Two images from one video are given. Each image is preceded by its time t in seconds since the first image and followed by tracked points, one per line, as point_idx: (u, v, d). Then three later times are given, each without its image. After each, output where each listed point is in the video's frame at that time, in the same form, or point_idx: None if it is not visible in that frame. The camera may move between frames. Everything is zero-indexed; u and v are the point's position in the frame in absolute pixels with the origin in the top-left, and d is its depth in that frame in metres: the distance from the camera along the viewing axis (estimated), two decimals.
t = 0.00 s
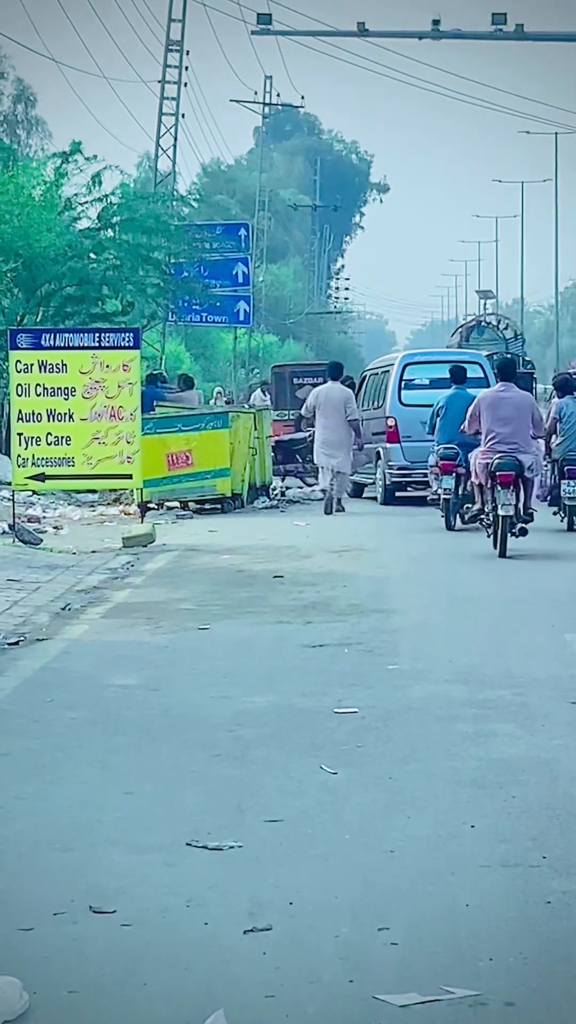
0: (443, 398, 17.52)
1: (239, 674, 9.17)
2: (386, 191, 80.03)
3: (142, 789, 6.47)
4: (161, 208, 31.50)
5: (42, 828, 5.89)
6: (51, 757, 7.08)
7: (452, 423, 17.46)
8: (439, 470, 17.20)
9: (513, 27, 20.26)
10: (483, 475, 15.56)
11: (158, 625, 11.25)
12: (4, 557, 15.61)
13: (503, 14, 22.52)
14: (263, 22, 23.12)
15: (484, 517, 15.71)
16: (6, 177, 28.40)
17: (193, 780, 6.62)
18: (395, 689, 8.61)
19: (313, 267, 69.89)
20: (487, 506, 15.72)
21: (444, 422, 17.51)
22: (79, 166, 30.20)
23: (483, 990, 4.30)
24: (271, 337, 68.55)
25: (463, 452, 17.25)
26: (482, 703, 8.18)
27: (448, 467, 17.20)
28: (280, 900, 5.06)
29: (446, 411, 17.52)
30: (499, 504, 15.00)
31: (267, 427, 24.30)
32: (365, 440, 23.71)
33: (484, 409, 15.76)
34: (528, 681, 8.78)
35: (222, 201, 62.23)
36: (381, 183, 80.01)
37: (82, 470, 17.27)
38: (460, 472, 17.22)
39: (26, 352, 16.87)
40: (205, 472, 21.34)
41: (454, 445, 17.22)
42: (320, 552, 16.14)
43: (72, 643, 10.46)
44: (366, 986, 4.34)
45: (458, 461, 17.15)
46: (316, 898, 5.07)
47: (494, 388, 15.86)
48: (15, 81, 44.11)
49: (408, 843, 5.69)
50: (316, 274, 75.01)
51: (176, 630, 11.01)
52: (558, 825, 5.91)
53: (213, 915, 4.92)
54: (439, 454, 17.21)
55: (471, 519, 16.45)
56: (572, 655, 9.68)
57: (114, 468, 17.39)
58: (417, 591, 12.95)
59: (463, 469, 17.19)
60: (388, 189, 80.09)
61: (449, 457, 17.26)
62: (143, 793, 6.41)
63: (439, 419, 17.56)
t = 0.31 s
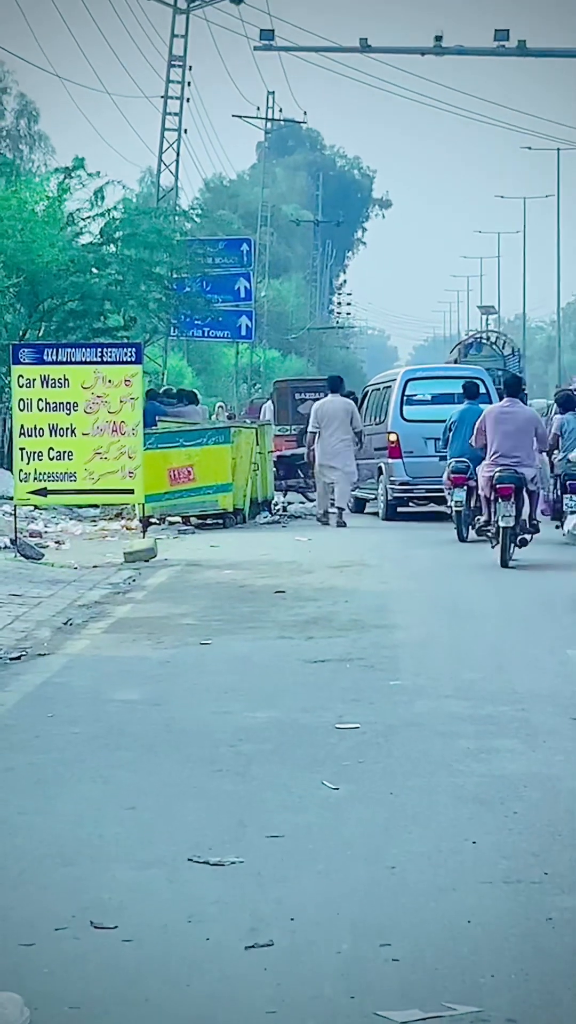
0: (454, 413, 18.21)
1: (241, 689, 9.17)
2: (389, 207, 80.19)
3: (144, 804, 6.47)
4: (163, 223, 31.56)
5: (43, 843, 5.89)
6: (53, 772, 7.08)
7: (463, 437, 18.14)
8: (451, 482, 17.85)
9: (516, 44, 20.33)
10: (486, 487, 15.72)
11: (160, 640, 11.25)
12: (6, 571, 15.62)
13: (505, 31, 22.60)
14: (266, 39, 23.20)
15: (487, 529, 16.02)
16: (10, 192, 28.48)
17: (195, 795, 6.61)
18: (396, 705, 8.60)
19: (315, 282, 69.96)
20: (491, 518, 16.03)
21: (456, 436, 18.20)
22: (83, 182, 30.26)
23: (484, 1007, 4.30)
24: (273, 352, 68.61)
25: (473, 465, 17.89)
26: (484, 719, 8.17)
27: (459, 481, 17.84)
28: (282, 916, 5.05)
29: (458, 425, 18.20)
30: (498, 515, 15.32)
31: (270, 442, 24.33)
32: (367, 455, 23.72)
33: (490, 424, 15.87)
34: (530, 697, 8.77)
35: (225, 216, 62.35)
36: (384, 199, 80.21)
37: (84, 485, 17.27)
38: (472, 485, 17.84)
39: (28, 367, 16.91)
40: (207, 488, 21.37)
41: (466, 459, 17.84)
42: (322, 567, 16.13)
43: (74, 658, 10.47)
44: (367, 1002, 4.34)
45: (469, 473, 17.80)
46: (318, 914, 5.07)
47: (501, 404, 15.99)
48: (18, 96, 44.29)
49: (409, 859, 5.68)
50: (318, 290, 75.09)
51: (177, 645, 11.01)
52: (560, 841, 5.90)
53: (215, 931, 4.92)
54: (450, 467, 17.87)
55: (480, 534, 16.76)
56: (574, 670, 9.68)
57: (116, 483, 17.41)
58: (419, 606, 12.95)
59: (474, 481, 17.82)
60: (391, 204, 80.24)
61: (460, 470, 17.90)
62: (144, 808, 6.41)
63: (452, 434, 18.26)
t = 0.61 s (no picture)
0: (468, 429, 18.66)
1: (243, 704, 9.17)
2: (391, 222, 80.34)
3: (145, 818, 6.47)
4: (166, 238, 31.61)
5: (43, 858, 5.88)
6: (53, 787, 7.07)
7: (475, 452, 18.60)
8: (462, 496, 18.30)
9: (518, 60, 20.38)
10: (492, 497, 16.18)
11: (162, 655, 11.24)
12: (8, 586, 15.62)
13: (508, 46, 22.67)
14: (269, 54, 23.27)
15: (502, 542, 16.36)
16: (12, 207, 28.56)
17: (196, 810, 6.61)
18: (398, 720, 8.59)
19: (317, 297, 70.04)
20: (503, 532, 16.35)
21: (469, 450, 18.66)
22: (85, 196, 30.30)
23: None
24: (275, 367, 68.65)
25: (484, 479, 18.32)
26: (486, 734, 8.16)
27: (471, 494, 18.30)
28: (283, 931, 5.05)
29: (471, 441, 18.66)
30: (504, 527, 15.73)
31: (272, 456, 24.36)
32: (369, 470, 23.73)
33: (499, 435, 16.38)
34: (533, 713, 8.76)
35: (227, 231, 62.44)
36: (385, 215, 80.33)
37: (86, 499, 17.27)
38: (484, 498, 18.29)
39: (29, 381, 16.90)
40: (208, 503, 21.38)
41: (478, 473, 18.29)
42: (323, 582, 16.12)
43: (75, 672, 10.45)
44: (367, 1019, 4.33)
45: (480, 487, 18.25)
46: (319, 929, 5.06)
47: (508, 417, 16.53)
48: (20, 111, 44.43)
49: (411, 874, 5.67)
50: (320, 305, 75.16)
51: (179, 659, 11.00)
52: (561, 857, 5.90)
53: (216, 946, 4.92)
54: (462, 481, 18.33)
55: (501, 550, 17.25)
56: None
57: (118, 498, 17.39)
58: (421, 621, 12.93)
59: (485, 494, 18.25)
60: (393, 220, 80.41)
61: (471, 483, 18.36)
62: (146, 824, 6.40)
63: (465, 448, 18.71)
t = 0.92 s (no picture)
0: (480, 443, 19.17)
1: (243, 718, 9.16)
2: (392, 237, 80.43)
3: (145, 833, 6.45)
4: (167, 252, 31.66)
5: (43, 873, 5.87)
6: (54, 802, 7.06)
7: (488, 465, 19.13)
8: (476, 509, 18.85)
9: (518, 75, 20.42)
10: (504, 513, 16.66)
11: (162, 669, 11.24)
12: (8, 600, 15.62)
13: (508, 61, 22.72)
14: (270, 68, 23.32)
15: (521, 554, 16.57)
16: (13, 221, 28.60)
17: (196, 824, 6.60)
18: (398, 735, 8.59)
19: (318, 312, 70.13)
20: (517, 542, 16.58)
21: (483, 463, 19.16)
22: (87, 210, 30.34)
23: None
24: (276, 381, 68.71)
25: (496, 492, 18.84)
26: (486, 748, 8.16)
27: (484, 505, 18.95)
28: (282, 945, 5.04)
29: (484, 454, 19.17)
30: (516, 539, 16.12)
31: (273, 471, 24.35)
32: (371, 484, 23.73)
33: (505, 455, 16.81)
34: (533, 727, 8.76)
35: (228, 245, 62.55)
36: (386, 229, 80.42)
37: (87, 513, 17.26)
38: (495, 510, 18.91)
39: (30, 395, 16.90)
40: (210, 517, 21.40)
41: (490, 485, 18.93)
42: (325, 597, 16.11)
43: (76, 687, 10.45)
44: None
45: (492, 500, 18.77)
46: (318, 943, 5.05)
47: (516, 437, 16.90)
48: (22, 127, 44.57)
49: (410, 889, 5.66)
50: (321, 319, 75.27)
51: (179, 673, 11.00)
52: (562, 871, 5.89)
53: (216, 960, 4.91)
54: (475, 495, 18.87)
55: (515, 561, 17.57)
56: None
57: (119, 512, 17.41)
58: (422, 635, 12.92)
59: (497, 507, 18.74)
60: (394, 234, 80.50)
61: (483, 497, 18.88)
62: (146, 838, 6.39)
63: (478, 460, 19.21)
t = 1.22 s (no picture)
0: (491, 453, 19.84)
1: (242, 729, 9.16)
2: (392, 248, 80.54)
3: (143, 844, 6.45)
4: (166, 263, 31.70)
5: (42, 883, 5.87)
6: (53, 812, 7.06)
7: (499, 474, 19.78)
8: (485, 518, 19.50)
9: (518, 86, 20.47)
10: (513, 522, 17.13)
11: (160, 680, 11.24)
12: (7, 610, 15.63)
13: (508, 73, 22.77)
14: (269, 79, 23.37)
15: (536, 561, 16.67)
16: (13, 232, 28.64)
17: (195, 835, 6.60)
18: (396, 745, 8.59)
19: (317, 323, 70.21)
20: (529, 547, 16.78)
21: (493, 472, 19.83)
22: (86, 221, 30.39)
23: None
24: (276, 392, 68.77)
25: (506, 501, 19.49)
26: (485, 759, 8.16)
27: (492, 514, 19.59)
28: (280, 956, 5.04)
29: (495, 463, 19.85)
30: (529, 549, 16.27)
31: (272, 482, 24.37)
32: (370, 495, 23.75)
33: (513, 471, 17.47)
34: (532, 738, 8.76)
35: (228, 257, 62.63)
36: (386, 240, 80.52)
37: (86, 524, 17.26)
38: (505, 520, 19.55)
39: (29, 405, 16.91)
40: (209, 527, 21.44)
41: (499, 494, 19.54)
42: (324, 608, 16.11)
43: (74, 697, 10.44)
44: None
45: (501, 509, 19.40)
46: (316, 954, 5.05)
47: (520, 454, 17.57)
48: (22, 137, 44.63)
49: (408, 900, 5.66)
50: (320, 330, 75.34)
51: (178, 683, 11.00)
52: (560, 883, 5.89)
53: (213, 971, 4.91)
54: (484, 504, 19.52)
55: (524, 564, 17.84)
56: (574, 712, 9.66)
57: (117, 522, 17.42)
58: (420, 647, 12.91)
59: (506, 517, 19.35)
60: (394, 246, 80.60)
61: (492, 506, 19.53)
62: (145, 849, 6.39)
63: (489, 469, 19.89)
